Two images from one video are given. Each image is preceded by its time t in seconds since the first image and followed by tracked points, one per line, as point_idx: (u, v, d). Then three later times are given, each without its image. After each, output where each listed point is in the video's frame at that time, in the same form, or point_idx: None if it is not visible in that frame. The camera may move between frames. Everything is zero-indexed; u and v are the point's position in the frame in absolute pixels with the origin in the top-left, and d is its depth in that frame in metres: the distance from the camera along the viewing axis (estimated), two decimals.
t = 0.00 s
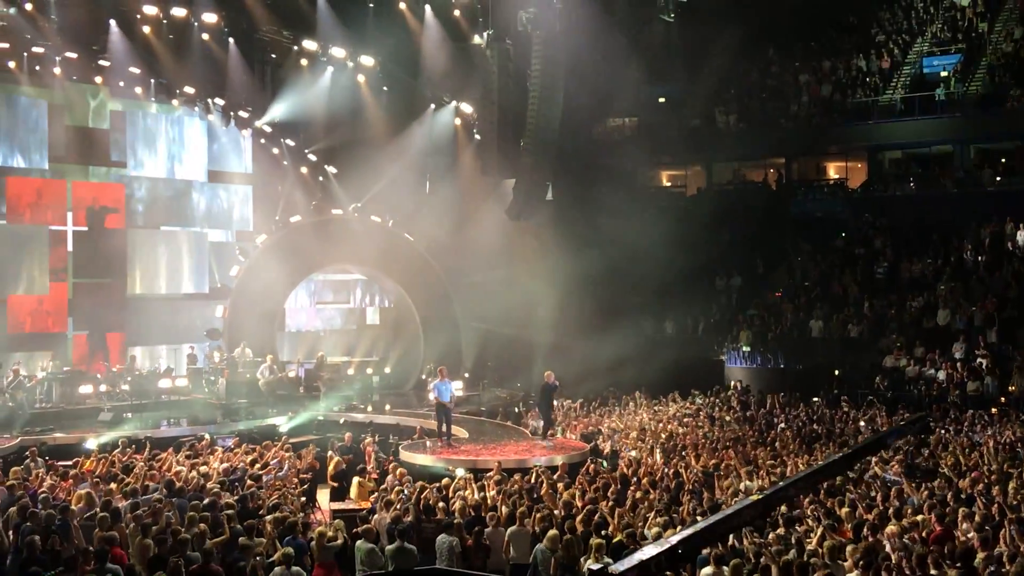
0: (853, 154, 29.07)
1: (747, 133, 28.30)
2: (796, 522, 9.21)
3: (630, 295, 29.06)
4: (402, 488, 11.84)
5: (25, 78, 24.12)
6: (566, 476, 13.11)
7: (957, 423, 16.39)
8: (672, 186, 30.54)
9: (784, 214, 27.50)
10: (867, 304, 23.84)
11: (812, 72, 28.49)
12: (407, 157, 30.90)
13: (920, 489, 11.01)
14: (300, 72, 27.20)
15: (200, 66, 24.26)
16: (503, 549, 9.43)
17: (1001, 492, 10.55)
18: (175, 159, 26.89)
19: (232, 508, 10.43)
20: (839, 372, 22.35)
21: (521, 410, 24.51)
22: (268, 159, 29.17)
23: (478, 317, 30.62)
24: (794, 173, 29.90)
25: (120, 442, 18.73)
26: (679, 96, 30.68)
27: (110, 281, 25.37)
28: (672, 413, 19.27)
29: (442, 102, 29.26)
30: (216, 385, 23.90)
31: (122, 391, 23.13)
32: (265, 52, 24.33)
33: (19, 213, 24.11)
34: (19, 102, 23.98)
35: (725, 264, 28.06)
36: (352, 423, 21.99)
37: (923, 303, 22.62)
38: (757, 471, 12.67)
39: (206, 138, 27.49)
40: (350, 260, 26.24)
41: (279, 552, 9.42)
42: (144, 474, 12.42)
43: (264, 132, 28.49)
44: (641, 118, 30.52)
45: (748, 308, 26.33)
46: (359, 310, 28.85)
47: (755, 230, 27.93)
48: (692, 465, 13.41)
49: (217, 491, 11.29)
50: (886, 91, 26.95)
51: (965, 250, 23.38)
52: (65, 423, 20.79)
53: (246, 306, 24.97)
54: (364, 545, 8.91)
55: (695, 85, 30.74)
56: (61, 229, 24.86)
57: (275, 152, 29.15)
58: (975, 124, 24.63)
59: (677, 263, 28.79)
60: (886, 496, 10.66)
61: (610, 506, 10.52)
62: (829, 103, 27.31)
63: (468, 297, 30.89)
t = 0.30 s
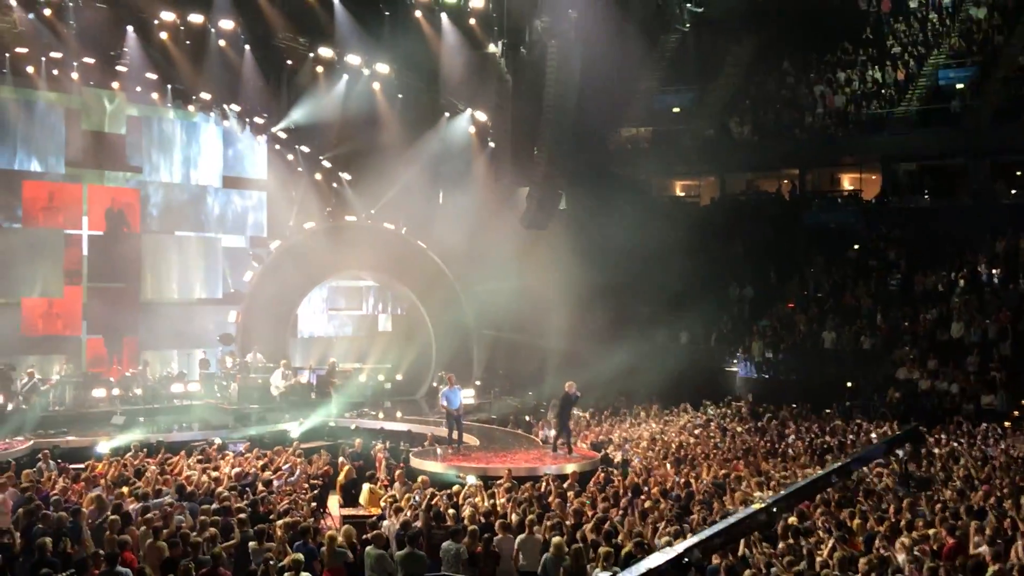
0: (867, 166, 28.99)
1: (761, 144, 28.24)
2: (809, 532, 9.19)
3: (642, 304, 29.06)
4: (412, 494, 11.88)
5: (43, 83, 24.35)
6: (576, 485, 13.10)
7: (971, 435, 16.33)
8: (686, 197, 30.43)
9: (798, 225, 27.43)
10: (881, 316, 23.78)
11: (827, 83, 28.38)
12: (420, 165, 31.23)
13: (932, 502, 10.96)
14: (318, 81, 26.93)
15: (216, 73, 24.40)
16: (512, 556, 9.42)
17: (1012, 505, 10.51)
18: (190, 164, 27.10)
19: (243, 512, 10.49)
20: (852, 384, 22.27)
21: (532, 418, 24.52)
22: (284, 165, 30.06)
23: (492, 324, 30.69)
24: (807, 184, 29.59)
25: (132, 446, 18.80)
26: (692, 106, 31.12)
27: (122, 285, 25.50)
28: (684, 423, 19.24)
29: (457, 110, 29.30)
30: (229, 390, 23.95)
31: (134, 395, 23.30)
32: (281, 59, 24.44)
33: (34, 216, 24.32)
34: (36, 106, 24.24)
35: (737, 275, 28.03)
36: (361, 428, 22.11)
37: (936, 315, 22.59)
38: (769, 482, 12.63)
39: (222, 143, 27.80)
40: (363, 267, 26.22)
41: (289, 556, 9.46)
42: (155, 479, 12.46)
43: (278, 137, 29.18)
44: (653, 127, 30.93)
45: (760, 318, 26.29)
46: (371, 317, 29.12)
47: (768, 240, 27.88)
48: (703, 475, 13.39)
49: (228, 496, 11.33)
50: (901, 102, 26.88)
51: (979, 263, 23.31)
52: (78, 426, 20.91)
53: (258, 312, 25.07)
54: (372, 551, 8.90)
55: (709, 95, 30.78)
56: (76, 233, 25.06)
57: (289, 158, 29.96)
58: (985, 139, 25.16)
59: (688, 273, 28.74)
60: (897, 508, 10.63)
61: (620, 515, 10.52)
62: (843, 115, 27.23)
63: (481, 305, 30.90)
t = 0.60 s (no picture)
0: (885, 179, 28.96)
1: (780, 156, 27.94)
2: (825, 545, 9.13)
3: (658, 317, 29.03)
4: (427, 504, 11.88)
5: (63, 91, 24.59)
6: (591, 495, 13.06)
7: (988, 450, 16.21)
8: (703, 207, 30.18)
9: (815, 237, 27.45)
10: (898, 330, 23.68)
11: (844, 96, 28.22)
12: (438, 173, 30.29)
13: (949, 518, 10.89)
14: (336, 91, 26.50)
15: (236, 82, 24.55)
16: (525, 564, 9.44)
17: None
18: (208, 172, 27.29)
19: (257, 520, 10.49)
20: (869, 397, 22.17)
21: (548, 428, 24.52)
22: (301, 174, 29.29)
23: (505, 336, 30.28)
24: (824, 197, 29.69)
25: (148, 453, 18.89)
26: (709, 118, 30.72)
27: (140, 292, 25.80)
28: (700, 435, 19.16)
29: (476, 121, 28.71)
30: (246, 398, 24.06)
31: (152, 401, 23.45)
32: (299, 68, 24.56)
33: (53, 223, 24.61)
34: (56, 114, 24.56)
35: (754, 287, 27.99)
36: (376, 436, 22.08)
37: (954, 329, 22.51)
38: (785, 494, 12.56)
39: (239, 152, 27.98)
40: (382, 277, 26.33)
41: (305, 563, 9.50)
42: (170, 485, 12.51)
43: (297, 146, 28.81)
44: (670, 138, 30.34)
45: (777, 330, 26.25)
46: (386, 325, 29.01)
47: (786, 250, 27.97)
48: (718, 487, 13.32)
49: (245, 503, 11.35)
50: (919, 115, 26.78)
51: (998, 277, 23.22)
52: (95, 431, 21.06)
53: (274, 320, 25.11)
54: (386, 558, 8.89)
55: (726, 108, 30.77)
56: (95, 240, 25.32)
57: (307, 167, 29.23)
58: (1006, 152, 24.88)
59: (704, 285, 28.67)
60: (914, 522, 10.55)
61: (636, 526, 10.48)
62: (861, 128, 27.15)
63: (496, 316, 30.50)
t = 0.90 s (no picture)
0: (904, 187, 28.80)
1: (801, 166, 27.55)
2: (844, 553, 9.06)
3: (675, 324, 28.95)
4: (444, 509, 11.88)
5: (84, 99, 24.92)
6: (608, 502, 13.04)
7: (1009, 459, 16.06)
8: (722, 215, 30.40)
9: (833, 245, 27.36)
10: (917, 338, 23.53)
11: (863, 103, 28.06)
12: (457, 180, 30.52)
13: (969, 526, 10.79)
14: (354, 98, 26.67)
15: (254, 89, 24.72)
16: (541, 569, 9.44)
17: None
18: (227, 178, 27.45)
19: (274, 525, 10.45)
20: (887, 405, 22.04)
21: (565, 434, 24.48)
22: (319, 181, 29.03)
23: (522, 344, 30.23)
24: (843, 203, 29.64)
25: (166, 458, 19.01)
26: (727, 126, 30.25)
27: (159, 297, 25.96)
28: (717, 443, 19.08)
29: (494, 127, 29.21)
30: (264, 403, 24.12)
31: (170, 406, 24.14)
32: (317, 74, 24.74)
33: (73, 230, 24.88)
34: (77, 121, 25.01)
35: (772, 294, 27.89)
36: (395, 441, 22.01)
37: (973, 337, 22.34)
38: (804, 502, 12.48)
39: (258, 159, 28.06)
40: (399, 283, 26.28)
41: (322, 567, 9.52)
42: (189, 490, 12.58)
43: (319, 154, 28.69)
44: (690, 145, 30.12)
45: (795, 337, 26.13)
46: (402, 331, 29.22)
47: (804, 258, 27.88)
48: (736, 495, 13.25)
49: (263, 507, 11.39)
50: (937, 122, 26.63)
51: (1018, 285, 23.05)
52: (113, 436, 21.23)
53: (292, 324, 25.15)
54: (402, 563, 8.92)
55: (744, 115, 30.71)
56: (115, 245, 25.56)
57: (325, 173, 29.02)
58: None
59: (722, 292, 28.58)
60: (933, 531, 10.46)
61: (653, 533, 10.45)
62: (879, 135, 27.03)
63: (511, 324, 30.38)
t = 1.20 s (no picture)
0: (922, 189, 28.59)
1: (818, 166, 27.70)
2: (862, 556, 8.95)
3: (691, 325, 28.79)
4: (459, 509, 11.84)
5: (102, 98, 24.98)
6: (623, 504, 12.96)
7: None
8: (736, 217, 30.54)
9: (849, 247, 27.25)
10: (935, 342, 23.35)
11: (881, 105, 27.70)
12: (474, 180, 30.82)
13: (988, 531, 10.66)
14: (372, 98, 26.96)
15: (270, 88, 24.77)
16: (556, 570, 9.41)
17: None
18: (243, 178, 27.44)
19: (290, 526, 10.42)
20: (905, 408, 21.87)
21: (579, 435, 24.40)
22: (333, 180, 28.86)
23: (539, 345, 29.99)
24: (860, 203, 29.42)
25: (181, 457, 19.02)
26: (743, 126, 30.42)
27: (176, 297, 26.06)
28: (734, 445, 18.95)
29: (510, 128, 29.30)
30: (280, 402, 24.18)
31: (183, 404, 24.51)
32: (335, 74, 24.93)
33: (90, 229, 24.90)
34: (94, 120, 25.01)
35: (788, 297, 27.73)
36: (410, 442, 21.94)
37: (991, 341, 22.15)
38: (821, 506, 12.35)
39: (273, 158, 27.97)
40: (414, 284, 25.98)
41: (337, 567, 9.49)
42: (203, 489, 12.56)
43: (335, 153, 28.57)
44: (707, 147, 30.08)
45: (812, 340, 25.96)
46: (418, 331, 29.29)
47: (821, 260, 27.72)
48: (753, 498, 13.12)
49: (277, 506, 11.36)
50: (956, 125, 26.41)
51: None
52: (129, 435, 21.28)
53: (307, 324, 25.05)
54: (417, 564, 8.91)
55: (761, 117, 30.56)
56: (132, 245, 25.61)
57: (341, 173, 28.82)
58: None
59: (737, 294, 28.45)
60: (953, 535, 10.33)
61: (669, 535, 10.37)
62: (897, 138, 26.84)
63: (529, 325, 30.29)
